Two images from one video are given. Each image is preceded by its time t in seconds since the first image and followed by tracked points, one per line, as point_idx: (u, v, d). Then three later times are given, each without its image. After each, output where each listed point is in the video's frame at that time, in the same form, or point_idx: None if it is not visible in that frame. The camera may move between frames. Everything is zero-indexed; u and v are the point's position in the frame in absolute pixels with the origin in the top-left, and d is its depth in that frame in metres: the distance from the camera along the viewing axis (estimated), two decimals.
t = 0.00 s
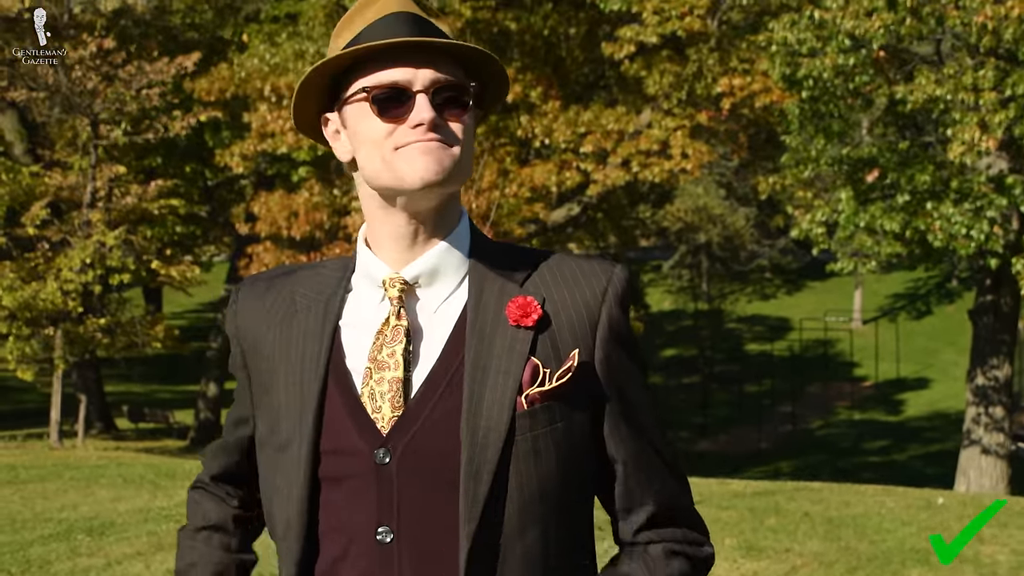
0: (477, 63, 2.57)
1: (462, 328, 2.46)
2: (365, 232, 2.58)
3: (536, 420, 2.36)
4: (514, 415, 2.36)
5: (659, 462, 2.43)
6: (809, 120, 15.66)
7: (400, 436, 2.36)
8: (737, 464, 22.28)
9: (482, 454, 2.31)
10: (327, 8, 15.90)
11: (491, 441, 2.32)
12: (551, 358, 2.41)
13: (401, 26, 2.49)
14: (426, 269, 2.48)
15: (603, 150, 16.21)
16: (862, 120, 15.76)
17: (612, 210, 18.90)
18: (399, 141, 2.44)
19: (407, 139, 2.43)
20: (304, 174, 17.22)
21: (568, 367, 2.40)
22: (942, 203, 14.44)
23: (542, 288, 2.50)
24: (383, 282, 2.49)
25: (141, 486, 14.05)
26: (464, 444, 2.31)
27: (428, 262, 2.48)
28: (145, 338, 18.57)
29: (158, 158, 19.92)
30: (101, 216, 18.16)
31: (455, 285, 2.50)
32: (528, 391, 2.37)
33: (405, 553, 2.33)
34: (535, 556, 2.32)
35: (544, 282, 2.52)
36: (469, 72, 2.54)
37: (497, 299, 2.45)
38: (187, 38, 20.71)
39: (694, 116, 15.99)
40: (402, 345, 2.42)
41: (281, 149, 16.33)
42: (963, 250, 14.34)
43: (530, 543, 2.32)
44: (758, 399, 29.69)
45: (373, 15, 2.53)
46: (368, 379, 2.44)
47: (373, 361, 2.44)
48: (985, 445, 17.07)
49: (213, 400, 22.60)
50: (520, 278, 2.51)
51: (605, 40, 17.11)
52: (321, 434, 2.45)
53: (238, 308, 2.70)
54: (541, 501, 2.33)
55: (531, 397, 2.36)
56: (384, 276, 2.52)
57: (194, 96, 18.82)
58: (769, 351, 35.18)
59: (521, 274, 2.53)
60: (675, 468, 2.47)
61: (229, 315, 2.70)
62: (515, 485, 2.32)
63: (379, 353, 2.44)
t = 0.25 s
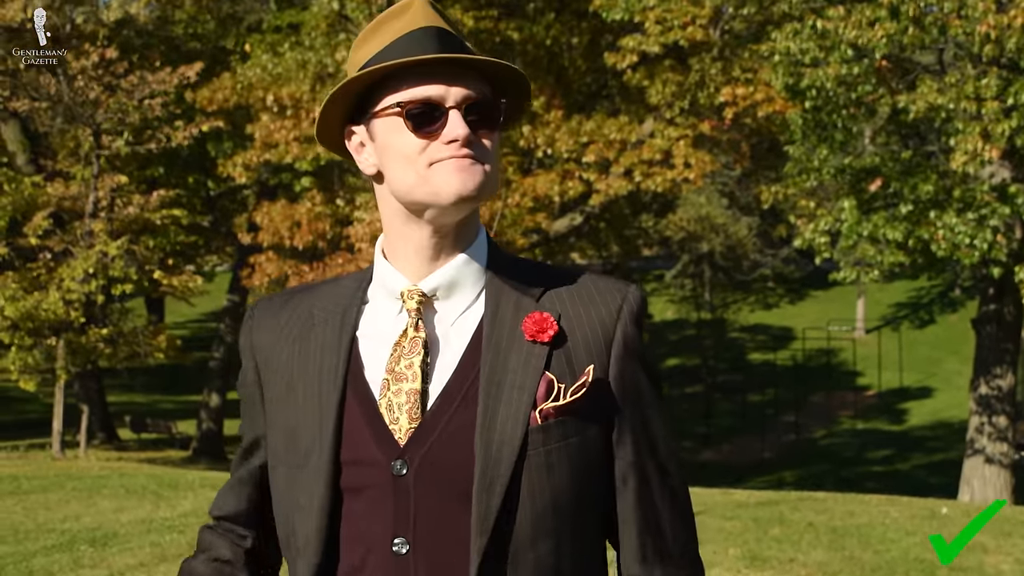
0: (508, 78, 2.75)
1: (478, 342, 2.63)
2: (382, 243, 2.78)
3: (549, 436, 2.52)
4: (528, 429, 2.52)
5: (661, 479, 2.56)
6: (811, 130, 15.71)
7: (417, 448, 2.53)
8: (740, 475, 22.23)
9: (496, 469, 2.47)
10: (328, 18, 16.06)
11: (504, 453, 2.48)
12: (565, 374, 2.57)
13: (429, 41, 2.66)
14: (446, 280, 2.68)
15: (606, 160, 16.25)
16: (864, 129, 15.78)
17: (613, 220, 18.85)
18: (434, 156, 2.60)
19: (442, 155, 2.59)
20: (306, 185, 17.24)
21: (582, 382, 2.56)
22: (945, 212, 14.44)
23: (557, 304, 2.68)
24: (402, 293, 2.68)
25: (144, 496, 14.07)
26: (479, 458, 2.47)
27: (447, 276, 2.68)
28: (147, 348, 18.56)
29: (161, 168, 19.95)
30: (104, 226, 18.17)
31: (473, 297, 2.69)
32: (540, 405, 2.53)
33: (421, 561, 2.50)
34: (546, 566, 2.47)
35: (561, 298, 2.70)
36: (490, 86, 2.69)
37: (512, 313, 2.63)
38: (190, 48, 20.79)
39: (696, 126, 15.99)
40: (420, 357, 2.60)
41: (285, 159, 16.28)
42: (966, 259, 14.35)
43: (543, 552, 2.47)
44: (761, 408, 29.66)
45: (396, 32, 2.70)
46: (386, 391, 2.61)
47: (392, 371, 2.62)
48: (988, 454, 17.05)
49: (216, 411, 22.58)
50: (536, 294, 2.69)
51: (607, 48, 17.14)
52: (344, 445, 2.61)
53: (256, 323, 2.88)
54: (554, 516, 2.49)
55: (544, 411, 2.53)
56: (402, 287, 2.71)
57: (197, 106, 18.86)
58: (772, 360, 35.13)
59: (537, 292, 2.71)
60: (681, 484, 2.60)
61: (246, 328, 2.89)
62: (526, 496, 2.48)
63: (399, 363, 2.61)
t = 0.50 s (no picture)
0: (520, 89, 2.76)
1: (489, 347, 2.69)
2: (393, 249, 2.83)
3: (563, 439, 2.55)
4: (541, 434, 2.55)
5: (671, 474, 2.56)
6: (812, 137, 15.72)
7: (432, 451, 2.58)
8: (742, 482, 22.22)
9: (510, 475, 2.50)
10: (328, 25, 16.17)
11: (520, 454, 2.52)
12: (577, 379, 2.61)
13: (434, 54, 2.67)
14: (458, 287, 2.72)
15: (606, 168, 16.26)
16: (864, 137, 15.79)
17: (614, 228, 18.85)
18: (451, 168, 2.64)
19: (459, 169, 2.63)
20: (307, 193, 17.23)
21: (595, 387, 2.59)
22: (945, 219, 14.46)
23: (568, 310, 2.72)
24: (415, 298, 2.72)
25: (145, 504, 14.07)
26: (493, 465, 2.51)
27: (458, 282, 2.72)
28: (149, 356, 18.54)
29: (161, 176, 19.95)
30: (104, 234, 18.16)
31: (484, 303, 2.73)
32: (553, 410, 2.57)
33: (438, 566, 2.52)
34: (562, 570, 2.49)
35: (572, 304, 2.73)
36: (497, 96, 2.70)
37: (523, 318, 2.68)
38: (190, 55, 20.83)
39: (696, 133, 15.97)
40: (435, 361, 2.65)
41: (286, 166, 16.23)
42: (966, 267, 14.35)
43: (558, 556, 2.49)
44: (762, 416, 29.65)
45: (406, 43, 2.73)
46: (400, 397, 2.66)
47: (406, 378, 2.66)
48: (990, 462, 17.04)
49: (216, 419, 22.57)
50: (546, 300, 2.74)
51: (607, 56, 17.15)
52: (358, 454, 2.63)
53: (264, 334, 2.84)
54: (569, 519, 2.51)
55: (557, 415, 2.56)
56: (414, 293, 2.74)
57: (196, 114, 18.87)
58: (773, 368, 35.13)
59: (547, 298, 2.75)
60: (692, 489, 2.59)
61: (254, 340, 2.84)
62: (542, 501, 2.51)
63: (413, 369, 2.66)
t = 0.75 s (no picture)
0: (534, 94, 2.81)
1: (502, 349, 2.73)
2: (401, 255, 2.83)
3: (577, 444, 2.58)
4: (556, 440, 2.58)
5: (676, 478, 2.66)
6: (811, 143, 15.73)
7: (444, 461, 2.60)
8: (741, 488, 22.20)
9: (526, 479, 2.51)
10: (327, 32, 16.24)
11: (535, 452, 2.55)
12: (588, 386, 2.66)
13: (452, 64, 2.68)
14: (487, 307, 2.75)
15: (605, 174, 16.26)
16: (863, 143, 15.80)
17: (613, 234, 18.85)
18: (477, 178, 2.62)
19: (484, 178, 2.62)
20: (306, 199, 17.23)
21: (606, 393, 2.63)
22: (944, 224, 14.45)
23: (577, 316, 2.79)
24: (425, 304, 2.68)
25: (144, 510, 14.06)
26: (509, 466, 2.53)
27: (470, 286, 2.72)
28: (148, 363, 18.52)
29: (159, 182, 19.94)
30: (102, 240, 18.15)
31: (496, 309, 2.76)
32: (566, 416, 2.60)
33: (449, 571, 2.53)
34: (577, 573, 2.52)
35: (581, 311, 2.80)
36: (510, 102, 2.71)
37: (535, 325, 2.72)
38: (189, 62, 20.87)
39: (695, 139, 15.96)
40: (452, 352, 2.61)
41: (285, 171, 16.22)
42: (965, 272, 14.35)
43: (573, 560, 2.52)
44: (761, 421, 29.64)
45: (423, 50, 2.72)
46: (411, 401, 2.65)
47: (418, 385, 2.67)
48: (989, 467, 17.04)
49: (215, 425, 22.55)
50: (556, 305, 2.79)
51: (606, 62, 17.15)
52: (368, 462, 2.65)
53: (272, 342, 2.87)
54: (581, 524, 2.54)
55: (570, 423, 2.59)
56: (424, 299, 2.76)
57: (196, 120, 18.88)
58: (772, 374, 35.12)
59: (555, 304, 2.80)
60: (696, 494, 2.70)
61: (261, 349, 2.88)
62: (558, 509, 2.53)
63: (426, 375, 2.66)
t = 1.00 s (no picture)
0: (544, 102, 2.82)
1: (503, 356, 2.74)
2: (403, 259, 2.85)
3: (579, 454, 2.61)
4: (557, 449, 2.61)
5: (673, 484, 2.72)
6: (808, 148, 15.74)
7: (445, 467, 2.61)
8: (740, 493, 22.19)
9: (527, 488, 2.54)
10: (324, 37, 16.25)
11: (537, 460, 2.58)
12: (590, 395, 2.69)
13: (461, 75, 2.71)
14: (476, 313, 2.75)
15: (603, 178, 16.26)
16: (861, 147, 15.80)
17: (611, 238, 18.88)
18: (505, 188, 2.66)
19: (512, 186, 2.66)
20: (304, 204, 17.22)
21: (607, 403, 2.66)
22: (942, 229, 14.45)
23: (578, 324, 2.81)
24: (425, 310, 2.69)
25: (141, 515, 14.05)
26: (511, 474, 2.56)
27: (471, 293, 2.74)
28: (145, 368, 18.51)
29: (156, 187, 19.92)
30: (100, 245, 18.13)
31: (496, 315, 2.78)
32: (568, 424, 2.63)
33: None
34: None
35: (582, 317, 2.84)
36: (532, 110, 2.76)
37: (535, 333, 2.74)
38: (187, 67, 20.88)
39: (693, 144, 15.95)
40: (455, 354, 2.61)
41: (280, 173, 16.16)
42: (963, 276, 14.35)
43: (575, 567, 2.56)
44: (760, 426, 29.64)
45: (434, 60, 2.73)
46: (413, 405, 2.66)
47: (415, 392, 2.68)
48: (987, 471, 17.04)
49: (213, 430, 22.54)
50: (555, 313, 2.82)
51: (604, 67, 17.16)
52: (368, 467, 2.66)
53: (271, 346, 2.88)
54: (581, 533, 2.57)
55: (572, 431, 2.62)
56: (423, 305, 2.79)
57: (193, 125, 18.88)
58: (770, 378, 35.12)
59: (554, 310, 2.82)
60: (689, 502, 2.75)
61: (259, 350, 2.89)
62: (560, 518, 2.56)
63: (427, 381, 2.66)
